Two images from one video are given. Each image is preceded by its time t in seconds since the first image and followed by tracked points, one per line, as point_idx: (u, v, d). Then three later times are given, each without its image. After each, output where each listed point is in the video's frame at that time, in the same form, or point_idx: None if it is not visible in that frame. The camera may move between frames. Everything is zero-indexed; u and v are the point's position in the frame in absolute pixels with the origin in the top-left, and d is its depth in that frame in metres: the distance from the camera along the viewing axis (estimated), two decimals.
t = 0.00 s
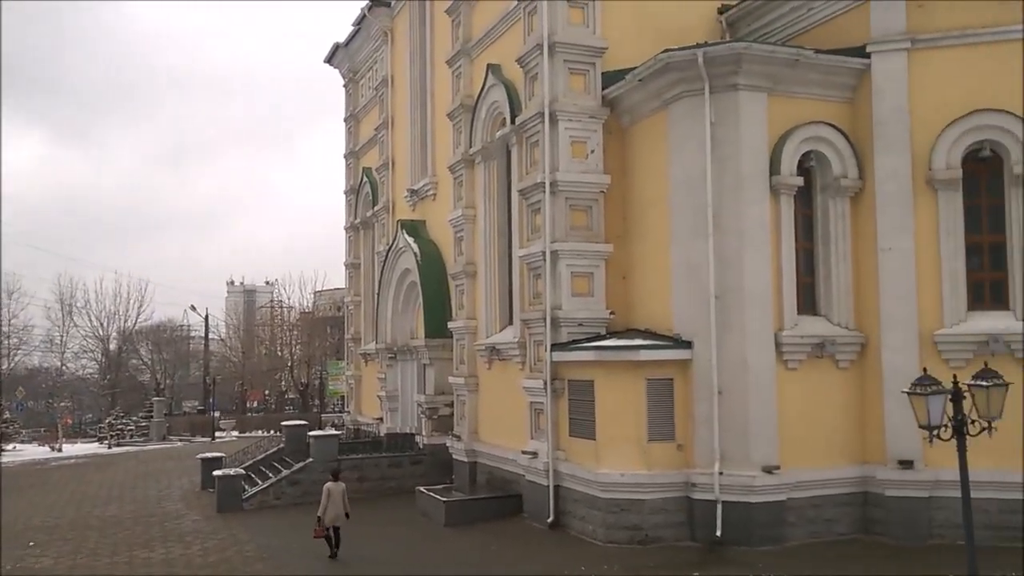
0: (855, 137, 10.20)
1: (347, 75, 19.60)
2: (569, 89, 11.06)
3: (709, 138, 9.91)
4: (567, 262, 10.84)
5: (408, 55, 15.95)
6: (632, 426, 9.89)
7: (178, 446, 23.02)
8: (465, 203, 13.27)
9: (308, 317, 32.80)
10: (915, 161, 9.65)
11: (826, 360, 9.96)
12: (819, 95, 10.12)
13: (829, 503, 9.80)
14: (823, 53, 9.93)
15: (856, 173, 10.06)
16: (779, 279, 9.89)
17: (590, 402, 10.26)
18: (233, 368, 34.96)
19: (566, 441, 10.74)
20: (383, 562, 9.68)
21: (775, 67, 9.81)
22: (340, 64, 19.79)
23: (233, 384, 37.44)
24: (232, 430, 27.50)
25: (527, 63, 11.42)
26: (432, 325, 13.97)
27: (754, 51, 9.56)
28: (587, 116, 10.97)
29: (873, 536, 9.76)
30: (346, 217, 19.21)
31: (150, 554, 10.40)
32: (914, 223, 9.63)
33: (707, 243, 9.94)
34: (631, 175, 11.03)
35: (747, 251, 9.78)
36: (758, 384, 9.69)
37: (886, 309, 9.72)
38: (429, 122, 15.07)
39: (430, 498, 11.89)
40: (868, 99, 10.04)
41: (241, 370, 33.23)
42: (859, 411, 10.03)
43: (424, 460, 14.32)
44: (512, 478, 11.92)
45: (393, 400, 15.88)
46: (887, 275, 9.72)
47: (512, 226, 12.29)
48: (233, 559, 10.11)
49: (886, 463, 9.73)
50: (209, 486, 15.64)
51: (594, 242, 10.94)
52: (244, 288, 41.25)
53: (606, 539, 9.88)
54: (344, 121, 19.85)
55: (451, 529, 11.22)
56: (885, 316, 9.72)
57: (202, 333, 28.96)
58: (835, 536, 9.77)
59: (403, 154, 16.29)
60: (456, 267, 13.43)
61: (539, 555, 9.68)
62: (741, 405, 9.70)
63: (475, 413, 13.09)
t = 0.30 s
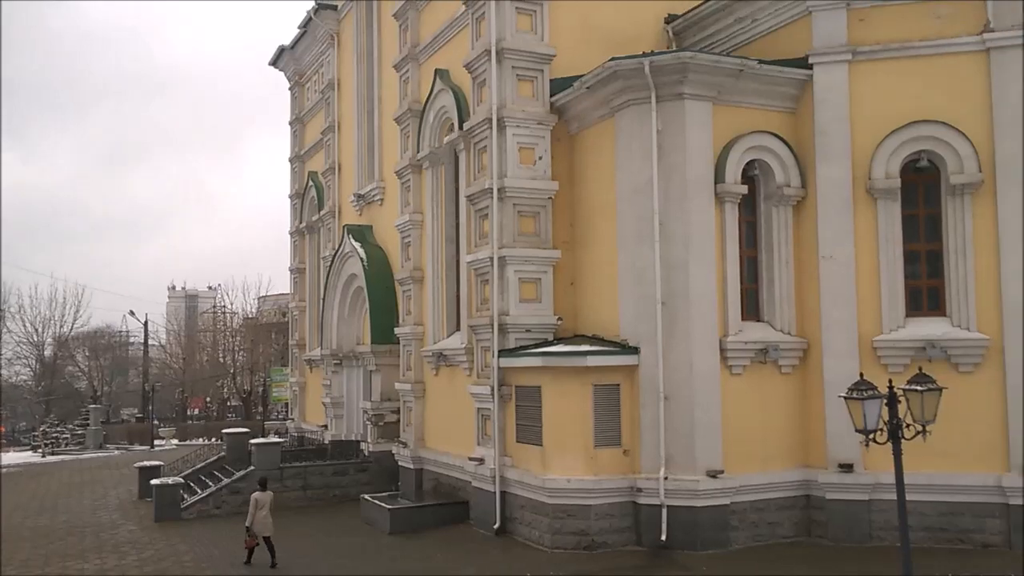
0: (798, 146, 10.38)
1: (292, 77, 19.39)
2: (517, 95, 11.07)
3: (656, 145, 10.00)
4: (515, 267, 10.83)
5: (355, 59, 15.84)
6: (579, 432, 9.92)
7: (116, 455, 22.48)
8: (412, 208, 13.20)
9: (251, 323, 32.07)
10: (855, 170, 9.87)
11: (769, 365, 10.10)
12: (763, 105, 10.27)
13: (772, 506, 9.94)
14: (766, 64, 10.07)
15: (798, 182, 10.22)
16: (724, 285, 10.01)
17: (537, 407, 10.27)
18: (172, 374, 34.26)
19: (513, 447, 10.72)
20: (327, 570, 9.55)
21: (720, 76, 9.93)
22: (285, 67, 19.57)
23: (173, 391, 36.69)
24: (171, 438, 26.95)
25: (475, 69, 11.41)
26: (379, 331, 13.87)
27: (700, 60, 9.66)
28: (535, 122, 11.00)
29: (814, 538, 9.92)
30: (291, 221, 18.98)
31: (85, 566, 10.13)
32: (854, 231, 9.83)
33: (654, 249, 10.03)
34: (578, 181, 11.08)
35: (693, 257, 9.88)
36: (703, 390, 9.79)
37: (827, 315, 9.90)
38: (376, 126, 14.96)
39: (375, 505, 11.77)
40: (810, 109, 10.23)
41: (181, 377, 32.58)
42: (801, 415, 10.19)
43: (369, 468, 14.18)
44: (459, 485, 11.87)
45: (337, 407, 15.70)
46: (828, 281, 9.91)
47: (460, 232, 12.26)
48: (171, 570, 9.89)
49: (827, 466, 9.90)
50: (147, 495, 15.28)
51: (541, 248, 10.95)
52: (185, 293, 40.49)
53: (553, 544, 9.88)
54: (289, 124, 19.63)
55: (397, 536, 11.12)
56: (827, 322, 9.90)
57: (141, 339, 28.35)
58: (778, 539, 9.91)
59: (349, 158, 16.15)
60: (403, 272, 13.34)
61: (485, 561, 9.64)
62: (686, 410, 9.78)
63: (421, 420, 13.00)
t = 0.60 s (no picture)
0: (745, 166, 10.55)
1: (242, 91, 19.22)
2: (469, 112, 11.11)
3: (607, 164, 10.11)
4: (467, 284, 10.83)
5: (306, 73, 15.76)
6: (530, 449, 9.91)
7: (55, 476, 21.89)
8: (363, 223, 13.13)
9: (199, 341, 31.27)
10: (801, 190, 10.07)
11: (718, 381, 10.22)
12: (711, 125, 10.44)
13: (721, 521, 10.02)
14: (714, 85, 10.25)
15: (746, 201, 10.39)
16: (673, 302, 10.13)
17: (488, 424, 10.24)
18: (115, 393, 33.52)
19: (464, 465, 10.66)
20: None
21: (669, 97, 10.08)
22: (235, 80, 19.40)
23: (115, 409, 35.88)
24: (113, 458, 26.32)
25: (428, 85, 11.43)
26: (329, 348, 13.77)
27: (650, 80, 9.80)
28: (486, 139, 11.04)
29: (762, 553, 10.02)
30: (239, 236, 18.75)
31: None
32: (800, 249, 10.02)
33: (605, 266, 10.11)
34: (530, 198, 11.14)
35: (643, 275, 9.97)
36: (653, 405, 9.85)
37: (775, 332, 10.05)
38: (327, 141, 14.88)
39: (323, 525, 11.60)
40: (757, 129, 10.41)
41: (124, 395, 31.88)
42: (749, 430, 10.31)
43: (317, 487, 13.93)
44: (409, 503, 11.76)
45: (285, 425, 15.47)
46: (775, 299, 10.06)
47: (411, 247, 12.23)
48: None
49: (774, 481, 10.02)
50: (87, 517, 14.89)
51: (493, 265, 10.97)
52: (129, 310, 39.69)
53: (503, 563, 9.82)
54: (239, 138, 19.44)
55: (345, 556, 10.98)
56: (774, 338, 10.05)
57: (82, 356, 27.71)
58: (727, 554, 9.98)
59: (299, 173, 16.04)
60: (353, 288, 13.25)
61: None
62: (636, 426, 9.83)
63: (371, 437, 12.88)
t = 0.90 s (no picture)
0: (703, 186, 10.69)
1: (202, 107, 19.11)
2: (431, 131, 11.16)
3: (567, 183, 10.21)
4: (428, 302, 10.83)
5: (267, 90, 15.72)
6: (492, 467, 9.92)
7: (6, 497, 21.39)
8: (324, 240, 13.10)
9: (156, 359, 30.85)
10: (757, 210, 10.24)
11: (677, 398, 10.31)
12: (668, 145, 10.57)
13: (681, 538, 10.09)
14: (672, 106, 10.40)
15: (704, 220, 10.52)
16: (633, 320, 10.22)
17: (449, 443, 10.23)
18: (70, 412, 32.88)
19: (425, 484, 10.62)
20: None
21: (628, 117, 10.22)
22: (194, 96, 19.28)
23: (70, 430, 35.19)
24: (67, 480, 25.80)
25: (389, 104, 11.46)
26: (289, 366, 13.65)
27: (609, 101, 9.93)
28: (448, 157, 11.10)
29: (722, 569, 10.11)
30: (198, 254, 18.58)
31: None
32: (757, 268, 10.18)
33: (566, 283, 10.18)
34: (491, 216, 11.20)
35: (604, 292, 10.06)
36: (614, 423, 9.92)
37: (733, 350, 10.17)
38: (287, 158, 14.84)
39: (283, 546, 11.48)
40: (713, 150, 10.57)
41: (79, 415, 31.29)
42: (708, 447, 10.42)
43: (277, 508, 13.84)
44: (369, 523, 11.68)
45: (244, 445, 15.30)
46: (733, 316, 10.19)
47: (373, 265, 12.22)
48: None
49: (733, 498, 10.12)
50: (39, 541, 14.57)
51: (454, 283, 11.00)
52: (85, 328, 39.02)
53: None
54: (198, 154, 19.30)
55: None
56: (732, 356, 10.17)
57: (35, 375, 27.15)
58: (687, 571, 10.04)
59: (260, 190, 15.97)
60: (314, 306, 13.18)
61: None
62: (597, 444, 9.89)
63: (332, 457, 12.79)
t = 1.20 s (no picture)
0: (674, 198, 10.75)
1: (171, 118, 18.92)
2: (404, 142, 11.12)
3: (540, 195, 10.23)
4: (401, 314, 10.77)
5: (238, 101, 15.59)
6: (464, 480, 9.87)
7: None
8: (295, 252, 13.00)
9: (121, 371, 30.32)
10: (728, 222, 10.32)
11: (650, 410, 10.33)
12: (641, 158, 10.62)
13: (653, 550, 10.09)
14: (644, 119, 10.46)
15: (676, 232, 10.58)
16: (606, 332, 10.24)
17: (421, 456, 10.16)
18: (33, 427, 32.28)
19: (397, 497, 10.54)
20: None
21: (601, 130, 10.26)
22: (163, 107, 19.09)
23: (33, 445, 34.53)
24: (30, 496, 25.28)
25: (362, 115, 11.42)
26: (258, 380, 13.42)
27: (582, 113, 9.98)
28: (421, 169, 11.07)
29: None
30: (166, 266, 18.36)
31: None
32: (728, 280, 10.25)
33: (539, 295, 10.18)
34: (464, 228, 11.18)
35: (577, 304, 10.07)
36: (586, 435, 9.91)
37: (705, 361, 10.22)
38: (258, 169, 14.72)
39: (251, 562, 11.33)
40: (685, 163, 10.64)
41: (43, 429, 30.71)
42: (680, 459, 10.44)
43: (245, 523, 13.60)
44: (340, 538, 11.57)
45: (212, 459, 15.10)
46: (705, 328, 10.25)
47: (344, 277, 12.14)
48: None
49: (705, 509, 10.15)
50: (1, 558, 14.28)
51: (427, 295, 10.95)
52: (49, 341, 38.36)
53: None
54: (167, 165, 19.09)
55: None
56: (704, 368, 10.22)
57: None
58: None
59: (230, 202, 15.82)
60: (284, 319, 13.06)
61: None
62: (570, 456, 9.88)
63: (302, 470, 12.66)
